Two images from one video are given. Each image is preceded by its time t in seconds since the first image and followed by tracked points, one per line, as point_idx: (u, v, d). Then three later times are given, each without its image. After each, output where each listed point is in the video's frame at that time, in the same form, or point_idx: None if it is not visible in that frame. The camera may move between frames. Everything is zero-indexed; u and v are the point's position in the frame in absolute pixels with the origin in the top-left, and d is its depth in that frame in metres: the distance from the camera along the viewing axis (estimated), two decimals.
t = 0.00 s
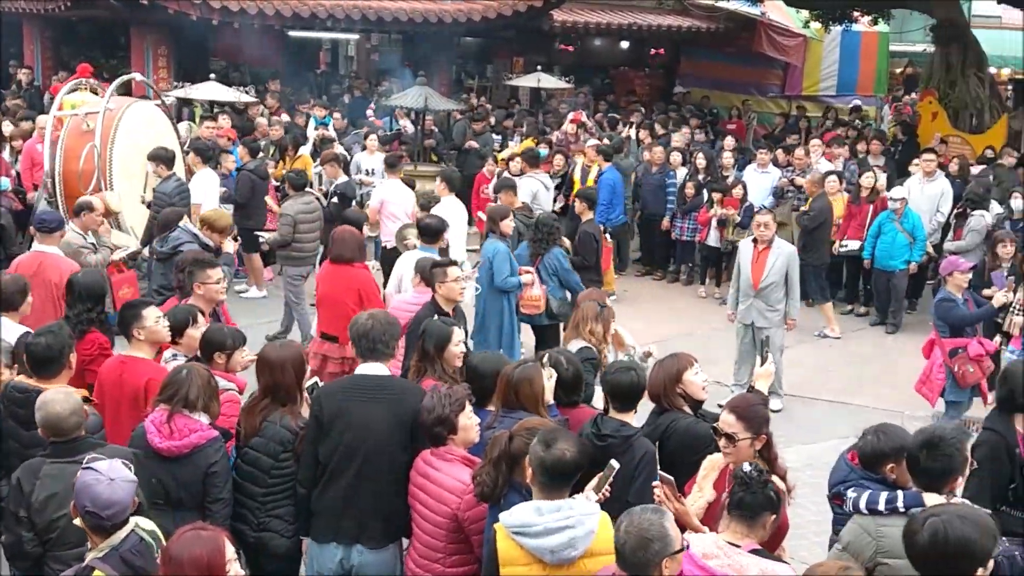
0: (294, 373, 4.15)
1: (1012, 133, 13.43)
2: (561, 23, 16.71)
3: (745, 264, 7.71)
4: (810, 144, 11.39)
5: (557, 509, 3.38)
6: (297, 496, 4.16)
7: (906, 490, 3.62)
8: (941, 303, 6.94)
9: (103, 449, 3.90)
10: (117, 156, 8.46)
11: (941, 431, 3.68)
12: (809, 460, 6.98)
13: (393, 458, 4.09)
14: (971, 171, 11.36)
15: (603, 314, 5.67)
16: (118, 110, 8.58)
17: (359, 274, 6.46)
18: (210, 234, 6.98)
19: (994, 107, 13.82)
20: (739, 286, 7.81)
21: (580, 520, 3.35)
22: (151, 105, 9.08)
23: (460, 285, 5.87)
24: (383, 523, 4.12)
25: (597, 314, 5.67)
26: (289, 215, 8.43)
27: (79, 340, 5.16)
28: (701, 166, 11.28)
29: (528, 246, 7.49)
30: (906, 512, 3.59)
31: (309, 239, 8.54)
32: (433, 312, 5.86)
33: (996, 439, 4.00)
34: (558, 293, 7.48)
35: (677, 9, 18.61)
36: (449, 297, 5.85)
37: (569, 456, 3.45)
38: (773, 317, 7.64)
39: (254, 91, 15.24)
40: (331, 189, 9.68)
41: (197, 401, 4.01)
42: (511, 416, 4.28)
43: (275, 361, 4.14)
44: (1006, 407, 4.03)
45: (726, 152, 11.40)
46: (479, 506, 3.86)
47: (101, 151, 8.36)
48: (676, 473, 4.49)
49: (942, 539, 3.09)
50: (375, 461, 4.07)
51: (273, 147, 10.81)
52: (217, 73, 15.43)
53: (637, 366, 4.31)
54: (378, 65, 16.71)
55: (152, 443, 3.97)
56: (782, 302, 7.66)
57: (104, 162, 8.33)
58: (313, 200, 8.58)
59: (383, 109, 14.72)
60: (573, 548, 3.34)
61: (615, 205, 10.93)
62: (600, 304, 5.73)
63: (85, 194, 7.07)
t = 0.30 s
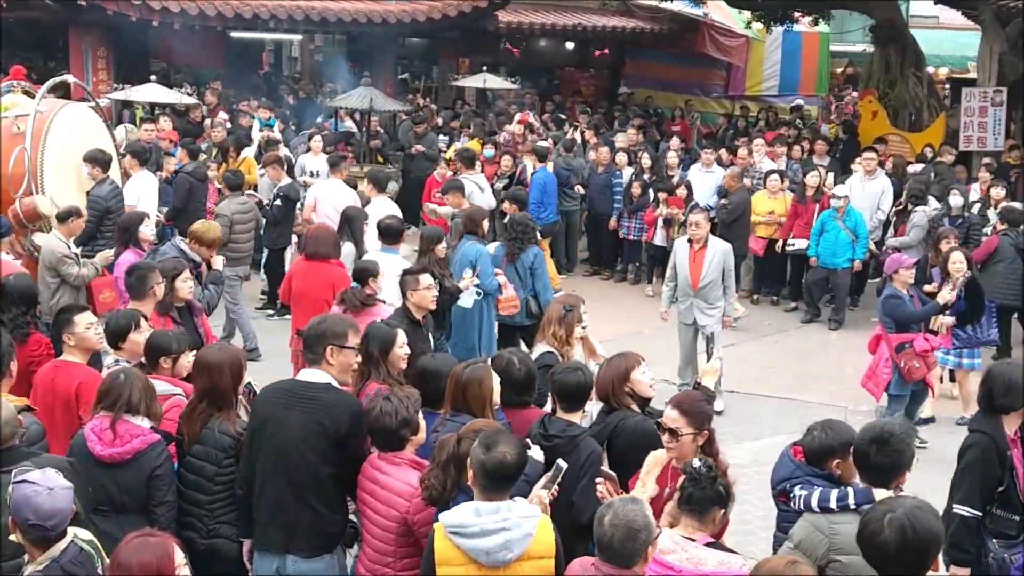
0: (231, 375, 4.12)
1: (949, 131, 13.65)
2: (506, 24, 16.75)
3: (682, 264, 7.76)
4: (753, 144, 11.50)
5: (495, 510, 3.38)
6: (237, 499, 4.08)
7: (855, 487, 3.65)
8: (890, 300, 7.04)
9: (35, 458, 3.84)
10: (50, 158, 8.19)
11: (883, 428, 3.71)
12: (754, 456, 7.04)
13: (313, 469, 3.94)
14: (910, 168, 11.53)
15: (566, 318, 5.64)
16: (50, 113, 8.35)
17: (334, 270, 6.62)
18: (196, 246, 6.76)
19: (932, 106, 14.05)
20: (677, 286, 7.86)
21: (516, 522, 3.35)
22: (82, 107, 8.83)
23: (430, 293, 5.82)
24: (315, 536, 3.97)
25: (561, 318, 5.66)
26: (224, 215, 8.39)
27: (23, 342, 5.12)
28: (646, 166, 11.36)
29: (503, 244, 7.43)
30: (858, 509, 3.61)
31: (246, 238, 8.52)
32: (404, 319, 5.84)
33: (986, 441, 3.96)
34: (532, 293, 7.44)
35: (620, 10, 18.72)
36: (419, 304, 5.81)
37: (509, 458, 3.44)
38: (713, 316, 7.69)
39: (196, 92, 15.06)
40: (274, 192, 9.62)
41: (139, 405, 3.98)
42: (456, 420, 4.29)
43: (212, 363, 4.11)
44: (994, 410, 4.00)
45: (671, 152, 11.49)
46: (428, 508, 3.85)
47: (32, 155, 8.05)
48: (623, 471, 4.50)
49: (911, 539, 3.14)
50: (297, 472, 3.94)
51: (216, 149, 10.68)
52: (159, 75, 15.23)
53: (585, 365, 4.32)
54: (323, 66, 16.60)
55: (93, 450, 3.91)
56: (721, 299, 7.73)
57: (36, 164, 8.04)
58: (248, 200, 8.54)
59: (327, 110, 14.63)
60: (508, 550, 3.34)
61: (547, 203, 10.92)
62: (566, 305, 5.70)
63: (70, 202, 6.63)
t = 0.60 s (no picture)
0: (163, 380, 4.05)
1: (892, 131, 13.86)
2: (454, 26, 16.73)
3: (634, 266, 7.82)
4: (700, 145, 11.60)
5: (433, 515, 3.38)
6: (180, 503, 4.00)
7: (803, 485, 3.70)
8: (849, 297, 7.22)
9: None
10: None
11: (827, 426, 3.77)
12: (705, 455, 7.10)
13: (217, 475, 3.84)
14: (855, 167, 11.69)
15: (530, 328, 5.85)
16: None
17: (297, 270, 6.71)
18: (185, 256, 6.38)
19: (875, 106, 14.27)
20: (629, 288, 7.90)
21: (456, 526, 3.36)
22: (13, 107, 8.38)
23: (405, 297, 5.80)
24: (228, 541, 3.91)
25: (525, 328, 5.87)
26: (164, 219, 8.29)
27: None
28: (595, 167, 11.41)
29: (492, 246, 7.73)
30: (803, 507, 3.66)
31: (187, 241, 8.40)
32: (376, 323, 5.79)
33: (989, 438, 4.13)
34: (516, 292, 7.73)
35: (568, 11, 18.78)
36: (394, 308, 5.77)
37: (448, 461, 3.45)
38: (662, 318, 7.73)
39: (141, 97, 14.88)
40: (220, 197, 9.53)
41: (65, 405, 4.04)
42: (396, 428, 4.28)
43: (147, 368, 4.06)
44: (988, 408, 4.19)
45: (620, 154, 11.56)
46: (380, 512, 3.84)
47: None
48: (574, 472, 4.51)
49: (879, 533, 3.22)
50: (210, 481, 3.86)
51: (162, 154, 10.56)
52: (102, 79, 15.02)
53: (532, 366, 4.33)
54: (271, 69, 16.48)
55: (21, 454, 3.96)
56: (670, 302, 7.77)
57: None
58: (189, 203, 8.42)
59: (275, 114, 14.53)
60: (448, 555, 3.34)
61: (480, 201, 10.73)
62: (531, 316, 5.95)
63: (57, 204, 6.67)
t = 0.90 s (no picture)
0: (112, 387, 4.00)
1: (839, 132, 14.02)
2: (404, 29, 16.70)
3: (594, 269, 7.82)
4: (651, 147, 11.67)
5: (390, 522, 3.37)
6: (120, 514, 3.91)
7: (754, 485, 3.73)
8: (805, 293, 7.31)
9: None
10: None
11: (775, 431, 3.77)
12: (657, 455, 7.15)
13: (140, 484, 3.81)
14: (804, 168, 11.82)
15: (504, 335, 5.60)
16: None
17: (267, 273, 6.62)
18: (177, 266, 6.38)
19: (823, 108, 14.44)
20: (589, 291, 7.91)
21: (413, 533, 3.35)
22: None
23: (376, 307, 5.74)
24: (154, 552, 3.84)
25: (499, 336, 5.62)
26: (105, 224, 8.17)
27: None
28: (548, 170, 11.44)
29: (464, 250, 7.62)
30: (751, 506, 3.70)
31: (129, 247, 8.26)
32: (348, 333, 5.76)
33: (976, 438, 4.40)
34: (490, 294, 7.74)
35: (519, 14, 18.80)
36: (365, 317, 5.72)
37: (402, 467, 3.41)
38: (618, 322, 7.75)
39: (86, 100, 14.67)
40: (167, 202, 9.39)
41: None
42: (345, 436, 4.28)
43: (99, 374, 4.02)
44: (978, 408, 4.46)
45: (571, 156, 11.60)
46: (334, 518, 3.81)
47: None
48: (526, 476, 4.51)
49: (829, 521, 3.26)
50: (142, 490, 3.82)
51: (108, 158, 10.43)
52: (47, 83, 14.80)
53: (482, 369, 4.31)
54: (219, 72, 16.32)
55: None
56: (628, 307, 7.76)
57: None
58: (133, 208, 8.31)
59: (224, 117, 14.41)
60: (405, 562, 3.34)
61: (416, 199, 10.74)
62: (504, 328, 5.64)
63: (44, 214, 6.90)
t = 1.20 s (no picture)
0: (67, 399, 4.16)
1: (790, 133, 14.17)
2: (357, 32, 16.64)
3: (553, 272, 7.82)
4: (605, 149, 11.72)
5: (364, 524, 3.37)
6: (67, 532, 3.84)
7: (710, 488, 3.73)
8: (755, 296, 7.35)
9: None
10: None
11: (731, 441, 3.76)
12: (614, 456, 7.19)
13: (78, 507, 3.74)
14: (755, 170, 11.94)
15: (492, 344, 5.48)
16: None
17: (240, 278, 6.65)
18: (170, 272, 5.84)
19: (774, 109, 14.59)
20: (548, 295, 7.92)
21: (387, 536, 3.33)
22: None
23: (352, 315, 5.70)
24: None
25: (486, 346, 5.48)
26: (51, 230, 8.04)
27: None
28: (502, 172, 11.45)
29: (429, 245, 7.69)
30: (709, 508, 3.70)
31: (73, 253, 8.15)
32: (324, 341, 5.68)
33: (966, 435, 4.42)
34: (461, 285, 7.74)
35: (472, 17, 18.78)
36: (341, 326, 5.68)
37: (374, 473, 3.40)
38: (576, 325, 7.77)
39: (33, 104, 14.44)
40: (115, 208, 9.27)
41: None
42: (296, 442, 4.25)
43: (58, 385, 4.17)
44: (968, 405, 4.49)
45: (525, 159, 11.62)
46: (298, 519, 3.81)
47: None
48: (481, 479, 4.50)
49: (777, 514, 3.30)
50: (87, 513, 3.75)
51: (56, 162, 10.27)
52: None
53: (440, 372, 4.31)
54: (170, 74, 16.13)
55: None
56: (586, 310, 7.77)
57: None
58: (76, 213, 8.20)
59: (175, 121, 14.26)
60: (378, 565, 3.32)
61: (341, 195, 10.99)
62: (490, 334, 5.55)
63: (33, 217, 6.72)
